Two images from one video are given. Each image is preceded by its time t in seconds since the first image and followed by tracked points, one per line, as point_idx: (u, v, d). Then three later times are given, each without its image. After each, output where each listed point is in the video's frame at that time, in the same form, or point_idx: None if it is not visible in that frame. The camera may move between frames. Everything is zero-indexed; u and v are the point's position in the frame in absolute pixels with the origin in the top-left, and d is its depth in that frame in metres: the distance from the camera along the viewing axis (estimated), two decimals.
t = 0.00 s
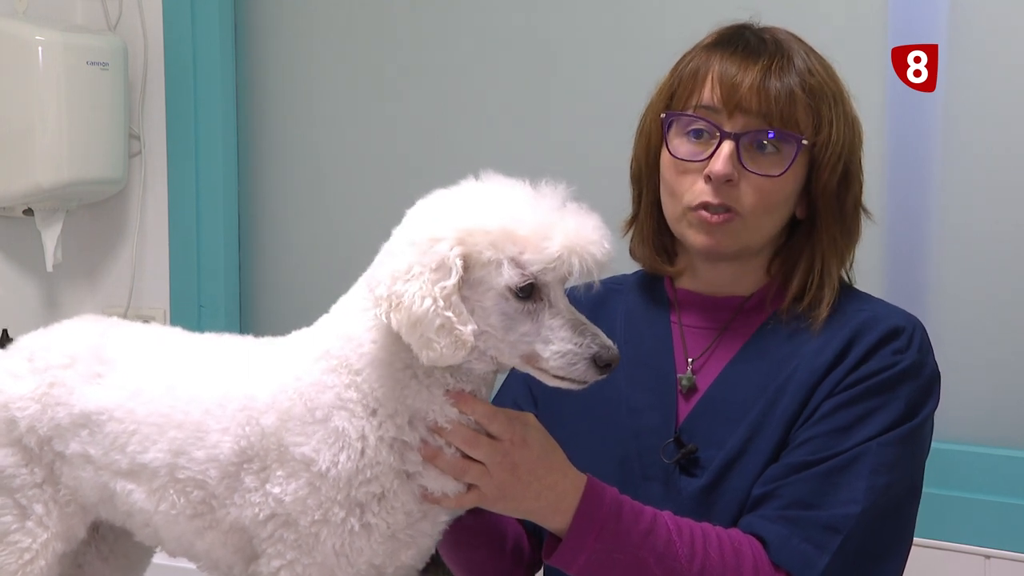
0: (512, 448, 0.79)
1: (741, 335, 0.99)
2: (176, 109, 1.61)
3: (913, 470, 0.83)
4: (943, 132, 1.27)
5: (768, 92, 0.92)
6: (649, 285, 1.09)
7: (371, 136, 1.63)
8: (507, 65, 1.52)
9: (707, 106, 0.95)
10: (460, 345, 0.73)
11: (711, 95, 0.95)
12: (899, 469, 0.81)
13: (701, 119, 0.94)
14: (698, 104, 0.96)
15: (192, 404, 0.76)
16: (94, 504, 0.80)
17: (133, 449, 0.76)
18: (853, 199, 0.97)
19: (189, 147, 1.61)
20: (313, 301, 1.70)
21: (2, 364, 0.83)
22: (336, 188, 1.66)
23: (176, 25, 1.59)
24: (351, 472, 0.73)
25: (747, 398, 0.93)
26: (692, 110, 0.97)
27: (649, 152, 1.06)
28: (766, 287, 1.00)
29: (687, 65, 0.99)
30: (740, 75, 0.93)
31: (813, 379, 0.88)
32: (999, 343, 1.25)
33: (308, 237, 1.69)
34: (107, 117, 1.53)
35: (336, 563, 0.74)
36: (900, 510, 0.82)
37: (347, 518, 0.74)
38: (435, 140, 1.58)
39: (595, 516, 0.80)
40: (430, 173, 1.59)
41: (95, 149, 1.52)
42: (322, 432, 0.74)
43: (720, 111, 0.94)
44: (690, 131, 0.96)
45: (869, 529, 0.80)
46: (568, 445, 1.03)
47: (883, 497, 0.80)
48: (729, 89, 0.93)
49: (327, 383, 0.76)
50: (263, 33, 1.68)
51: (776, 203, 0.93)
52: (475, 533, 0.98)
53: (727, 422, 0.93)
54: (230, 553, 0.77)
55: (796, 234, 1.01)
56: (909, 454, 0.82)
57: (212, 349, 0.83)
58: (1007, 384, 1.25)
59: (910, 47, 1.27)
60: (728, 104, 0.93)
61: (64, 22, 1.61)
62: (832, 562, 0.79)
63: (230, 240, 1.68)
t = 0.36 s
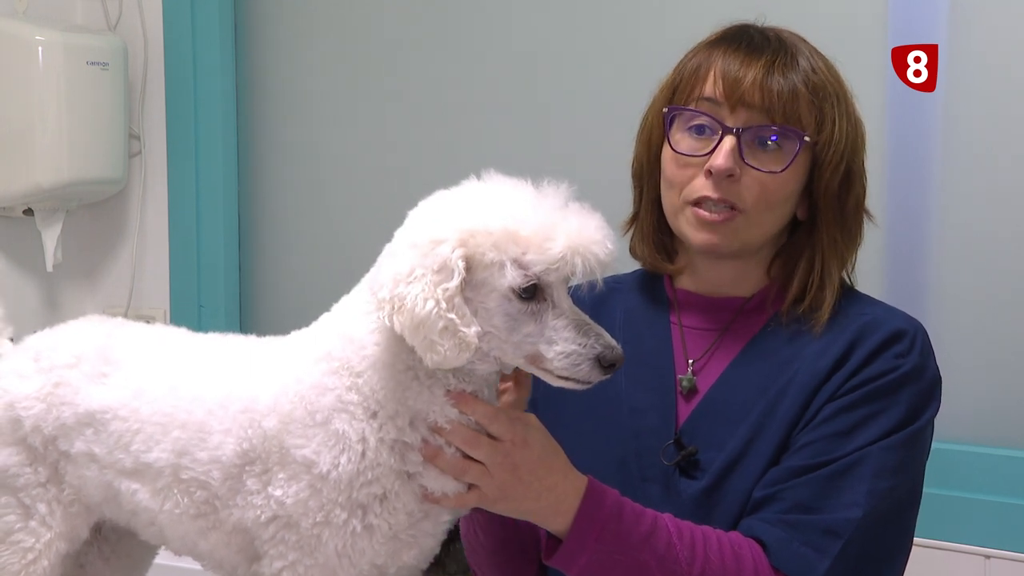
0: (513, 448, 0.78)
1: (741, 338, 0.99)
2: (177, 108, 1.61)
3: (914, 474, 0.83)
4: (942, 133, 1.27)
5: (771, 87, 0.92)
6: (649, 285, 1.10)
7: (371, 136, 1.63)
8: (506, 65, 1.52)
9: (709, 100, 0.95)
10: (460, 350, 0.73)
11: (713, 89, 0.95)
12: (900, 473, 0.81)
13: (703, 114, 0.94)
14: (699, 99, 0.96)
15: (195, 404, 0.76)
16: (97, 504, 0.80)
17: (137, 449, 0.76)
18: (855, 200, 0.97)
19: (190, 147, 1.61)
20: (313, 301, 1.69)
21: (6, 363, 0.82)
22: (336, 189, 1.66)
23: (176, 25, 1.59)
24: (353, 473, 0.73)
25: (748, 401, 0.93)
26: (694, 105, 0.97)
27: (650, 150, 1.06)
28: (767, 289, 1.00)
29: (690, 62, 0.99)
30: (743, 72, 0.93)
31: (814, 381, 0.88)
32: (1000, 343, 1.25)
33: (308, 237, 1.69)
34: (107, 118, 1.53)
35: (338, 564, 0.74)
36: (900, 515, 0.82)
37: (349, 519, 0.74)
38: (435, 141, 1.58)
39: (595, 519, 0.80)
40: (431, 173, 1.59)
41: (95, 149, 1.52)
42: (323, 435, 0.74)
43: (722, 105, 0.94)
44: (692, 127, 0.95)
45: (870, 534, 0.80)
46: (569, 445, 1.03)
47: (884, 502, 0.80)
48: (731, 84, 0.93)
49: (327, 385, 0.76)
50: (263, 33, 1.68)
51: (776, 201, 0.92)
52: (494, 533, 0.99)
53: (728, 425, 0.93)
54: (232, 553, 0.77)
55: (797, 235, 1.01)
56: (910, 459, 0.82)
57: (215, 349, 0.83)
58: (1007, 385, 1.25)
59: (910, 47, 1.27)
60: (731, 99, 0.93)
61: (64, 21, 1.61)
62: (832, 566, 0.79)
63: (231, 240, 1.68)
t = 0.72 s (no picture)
0: (513, 452, 0.79)
1: (748, 341, 0.98)
2: (178, 108, 1.61)
3: (918, 486, 0.83)
4: (942, 133, 1.27)
5: (800, 92, 0.91)
6: (657, 280, 1.10)
7: (371, 136, 1.63)
8: (506, 65, 1.52)
9: (737, 97, 0.94)
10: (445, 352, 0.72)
11: (742, 87, 0.94)
12: (904, 485, 0.81)
13: (728, 111, 0.93)
14: (728, 95, 0.95)
15: (195, 405, 0.76)
16: (98, 504, 0.80)
17: (138, 449, 0.76)
18: (878, 209, 0.97)
19: (191, 147, 1.61)
20: (313, 301, 1.70)
21: (7, 364, 0.82)
22: (336, 189, 1.66)
23: (176, 25, 1.59)
24: (354, 475, 0.73)
25: (754, 407, 0.93)
26: (721, 101, 0.96)
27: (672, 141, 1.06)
28: (778, 290, 1.00)
29: (720, 57, 0.98)
30: (774, 73, 0.92)
31: (822, 390, 0.88)
32: (999, 343, 1.25)
33: (309, 238, 1.69)
34: (107, 118, 1.53)
35: (339, 565, 0.74)
36: (902, 527, 0.82)
37: (350, 520, 0.74)
38: (435, 140, 1.58)
39: (595, 523, 0.80)
40: (431, 173, 1.59)
41: (95, 149, 1.52)
42: (323, 437, 0.74)
43: (750, 105, 0.93)
44: (716, 122, 0.95)
45: (872, 545, 0.80)
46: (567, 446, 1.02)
47: (887, 514, 0.81)
48: (761, 85, 0.91)
49: (328, 387, 0.76)
50: (263, 33, 1.68)
51: (795, 206, 0.92)
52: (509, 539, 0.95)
53: (733, 430, 0.93)
54: (233, 554, 0.77)
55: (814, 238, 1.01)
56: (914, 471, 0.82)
57: (216, 350, 0.83)
58: (1007, 385, 1.25)
59: (910, 47, 1.27)
60: (759, 100, 0.92)
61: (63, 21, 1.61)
62: None
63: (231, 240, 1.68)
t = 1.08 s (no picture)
0: (517, 455, 0.80)
1: (753, 347, 0.98)
2: (177, 109, 1.61)
3: (921, 495, 0.83)
4: (943, 133, 1.27)
5: (804, 114, 0.89)
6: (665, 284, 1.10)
7: (372, 136, 1.63)
8: (506, 64, 1.52)
9: (739, 120, 0.93)
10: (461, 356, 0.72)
11: (744, 109, 0.92)
12: (909, 493, 0.82)
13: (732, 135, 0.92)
14: (730, 118, 0.94)
15: (194, 407, 0.76)
16: (98, 504, 0.80)
17: (136, 450, 0.76)
18: (885, 214, 0.96)
19: (191, 147, 1.61)
20: (314, 301, 1.69)
21: (6, 363, 0.82)
22: (337, 190, 1.66)
23: (176, 25, 1.59)
24: (356, 476, 0.73)
25: (760, 413, 0.93)
26: (724, 122, 0.95)
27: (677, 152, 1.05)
28: (783, 300, 0.99)
29: (723, 73, 0.96)
30: (777, 95, 0.90)
31: (830, 398, 0.88)
32: (1000, 344, 1.25)
33: (309, 237, 1.69)
34: (107, 118, 1.53)
35: (339, 565, 0.74)
36: (905, 534, 0.83)
37: (351, 521, 0.74)
38: (436, 141, 1.58)
39: (597, 528, 0.80)
40: (431, 173, 1.59)
41: (95, 149, 1.52)
42: (325, 439, 0.73)
43: (752, 129, 0.92)
44: (719, 145, 0.94)
45: (876, 552, 0.80)
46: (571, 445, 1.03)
47: (891, 522, 0.81)
48: (763, 109, 0.90)
49: (329, 390, 0.75)
50: (263, 33, 1.68)
51: (800, 226, 0.92)
52: (520, 552, 0.92)
53: (739, 436, 0.93)
54: (234, 554, 0.77)
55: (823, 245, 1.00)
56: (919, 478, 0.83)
57: (216, 351, 0.82)
58: (1008, 385, 1.25)
59: (910, 47, 1.27)
60: (761, 125, 0.90)
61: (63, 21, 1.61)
62: None
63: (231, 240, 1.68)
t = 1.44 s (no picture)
0: (517, 454, 0.80)
1: (751, 343, 0.98)
2: (177, 109, 1.61)
3: (918, 491, 0.83)
4: (942, 133, 1.27)
5: (780, 106, 0.89)
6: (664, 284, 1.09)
7: (372, 136, 1.63)
8: (506, 64, 1.52)
9: (719, 117, 0.93)
10: (487, 360, 0.72)
11: (723, 105, 0.93)
12: (906, 488, 0.82)
13: (712, 131, 0.93)
14: (710, 115, 0.94)
15: (193, 409, 0.76)
16: (98, 505, 0.80)
17: (136, 452, 0.76)
18: (873, 203, 0.95)
19: (191, 147, 1.61)
20: (313, 301, 1.70)
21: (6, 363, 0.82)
22: (337, 189, 1.66)
23: (176, 25, 1.59)
24: (355, 478, 0.73)
25: (756, 408, 0.93)
26: (705, 120, 0.95)
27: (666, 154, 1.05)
28: (778, 297, 0.99)
29: (702, 73, 0.97)
30: (753, 89, 0.90)
31: (825, 393, 0.88)
32: (1000, 344, 1.25)
33: (309, 237, 1.69)
34: (107, 118, 1.53)
35: (339, 567, 0.74)
36: (903, 529, 0.83)
37: (351, 523, 0.74)
38: (436, 141, 1.58)
39: (596, 526, 0.80)
40: (431, 172, 1.59)
41: (95, 149, 1.52)
42: (325, 442, 0.73)
43: (731, 124, 0.92)
44: (702, 143, 0.95)
45: (874, 548, 0.80)
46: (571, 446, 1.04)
47: (888, 517, 0.81)
48: (740, 104, 0.91)
49: (329, 393, 0.75)
50: (262, 33, 1.68)
51: (786, 218, 0.92)
52: (518, 551, 0.92)
53: (736, 432, 0.93)
54: (233, 556, 0.77)
55: (816, 239, 1.00)
56: (915, 473, 0.83)
57: (215, 351, 0.82)
58: (1008, 386, 1.25)
59: (910, 47, 1.27)
60: (739, 119, 0.91)
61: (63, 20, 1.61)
62: None
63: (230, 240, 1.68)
